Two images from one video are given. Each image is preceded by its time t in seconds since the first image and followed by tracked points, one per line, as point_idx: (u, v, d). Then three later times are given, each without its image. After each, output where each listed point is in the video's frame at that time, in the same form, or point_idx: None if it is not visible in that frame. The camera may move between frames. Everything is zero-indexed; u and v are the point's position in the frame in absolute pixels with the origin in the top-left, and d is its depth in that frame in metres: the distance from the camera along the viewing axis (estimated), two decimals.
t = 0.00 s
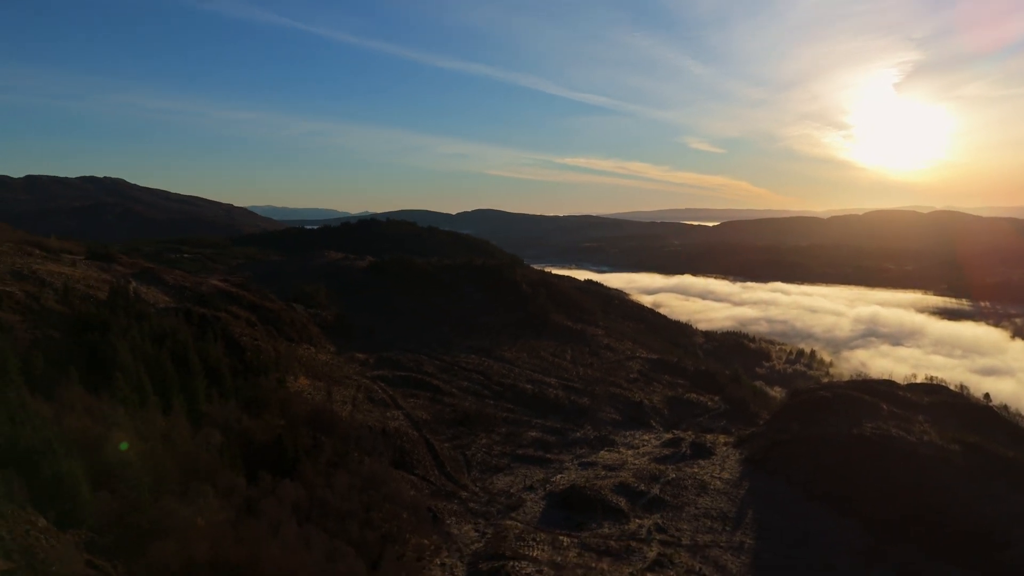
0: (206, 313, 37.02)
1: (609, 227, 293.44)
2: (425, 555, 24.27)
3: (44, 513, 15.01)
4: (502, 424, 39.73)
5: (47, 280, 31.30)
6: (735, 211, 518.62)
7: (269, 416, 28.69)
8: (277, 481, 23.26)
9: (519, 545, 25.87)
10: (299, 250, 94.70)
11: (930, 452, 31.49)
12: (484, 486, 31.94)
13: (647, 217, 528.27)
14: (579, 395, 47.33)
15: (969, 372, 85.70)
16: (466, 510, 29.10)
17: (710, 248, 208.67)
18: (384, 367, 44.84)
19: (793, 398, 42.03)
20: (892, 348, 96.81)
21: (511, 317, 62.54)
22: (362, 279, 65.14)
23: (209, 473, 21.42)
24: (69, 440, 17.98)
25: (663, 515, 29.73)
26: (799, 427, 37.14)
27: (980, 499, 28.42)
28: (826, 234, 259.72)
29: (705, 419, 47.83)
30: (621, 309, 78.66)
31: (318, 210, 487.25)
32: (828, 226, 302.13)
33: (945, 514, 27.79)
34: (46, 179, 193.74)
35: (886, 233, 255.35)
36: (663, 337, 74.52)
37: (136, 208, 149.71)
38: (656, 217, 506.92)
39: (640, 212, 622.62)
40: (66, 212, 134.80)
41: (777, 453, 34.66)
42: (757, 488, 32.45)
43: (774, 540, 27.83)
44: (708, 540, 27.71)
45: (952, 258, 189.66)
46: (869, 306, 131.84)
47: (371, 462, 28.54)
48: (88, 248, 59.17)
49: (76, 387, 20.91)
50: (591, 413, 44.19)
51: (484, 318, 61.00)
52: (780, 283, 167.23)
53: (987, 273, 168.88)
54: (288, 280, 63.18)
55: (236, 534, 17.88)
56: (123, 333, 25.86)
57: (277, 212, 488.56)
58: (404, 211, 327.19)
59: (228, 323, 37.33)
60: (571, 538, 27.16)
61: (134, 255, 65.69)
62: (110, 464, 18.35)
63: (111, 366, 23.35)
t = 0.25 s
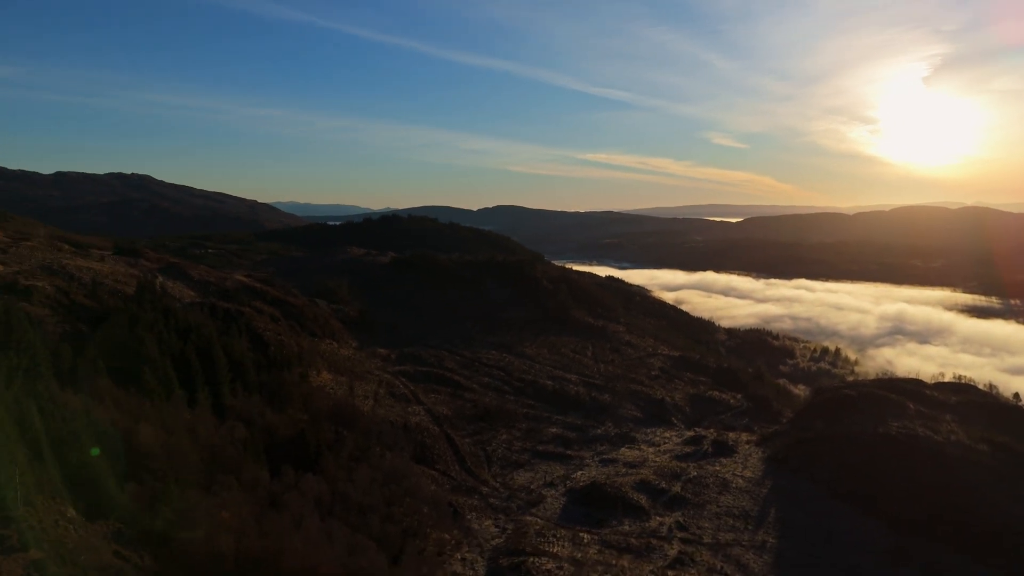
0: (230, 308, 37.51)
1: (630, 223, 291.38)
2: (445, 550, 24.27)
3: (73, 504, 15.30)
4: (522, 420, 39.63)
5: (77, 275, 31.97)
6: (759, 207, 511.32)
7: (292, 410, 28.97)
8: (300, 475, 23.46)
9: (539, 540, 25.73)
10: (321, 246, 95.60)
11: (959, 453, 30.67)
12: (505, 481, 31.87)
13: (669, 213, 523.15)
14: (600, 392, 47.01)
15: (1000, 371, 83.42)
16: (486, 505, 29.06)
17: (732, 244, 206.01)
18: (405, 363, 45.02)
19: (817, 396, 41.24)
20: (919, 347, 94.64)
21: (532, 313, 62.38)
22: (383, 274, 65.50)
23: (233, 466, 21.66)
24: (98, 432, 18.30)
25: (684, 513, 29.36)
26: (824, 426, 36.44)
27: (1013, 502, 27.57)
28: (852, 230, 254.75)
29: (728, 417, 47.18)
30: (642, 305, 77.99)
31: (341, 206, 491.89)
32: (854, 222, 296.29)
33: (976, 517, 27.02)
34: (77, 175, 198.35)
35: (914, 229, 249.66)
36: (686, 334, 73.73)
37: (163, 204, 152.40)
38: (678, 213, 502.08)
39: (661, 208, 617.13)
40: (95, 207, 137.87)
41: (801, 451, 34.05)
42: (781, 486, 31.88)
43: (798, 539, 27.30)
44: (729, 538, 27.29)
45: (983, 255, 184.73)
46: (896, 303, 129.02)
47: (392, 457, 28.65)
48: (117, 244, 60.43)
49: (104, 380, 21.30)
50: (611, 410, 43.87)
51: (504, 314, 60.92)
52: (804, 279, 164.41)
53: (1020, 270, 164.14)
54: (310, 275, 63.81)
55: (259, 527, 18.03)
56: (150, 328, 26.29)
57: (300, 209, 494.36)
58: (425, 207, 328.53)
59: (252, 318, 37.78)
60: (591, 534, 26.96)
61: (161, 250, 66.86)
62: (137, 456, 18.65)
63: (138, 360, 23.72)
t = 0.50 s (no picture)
0: (255, 307, 37.97)
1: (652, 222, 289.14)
2: (466, 549, 24.19)
3: (102, 499, 15.53)
4: (543, 420, 39.44)
5: (106, 274, 32.61)
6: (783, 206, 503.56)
7: (316, 409, 29.19)
8: (322, 473, 23.62)
9: (560, 541, 25.52)
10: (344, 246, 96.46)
11: (990, 457, 29.77)
12: (526, 481, 31.72)
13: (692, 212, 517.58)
14: (622, 392, 46.60)
15: None
16: (507, 505, 28.94)
17: (756, 244, 203.15)
18: (427, 362, 45.13)
19: (843, 398, 40.36)
20: (948, 349, 92.28)
21: (553, 313, 62.13)
22: (405, 274, 65.79)
23: (258, 463, 21.87)
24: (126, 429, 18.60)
25: (707, 515, 28.89)
26: (851, 428, 35.58)
27: None
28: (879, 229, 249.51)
29: (751, 418, 46.41)
30: (665, 306, 77.21)
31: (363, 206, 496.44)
32: (882, 221, 290.14)
33: (1010, 523, 26.15)
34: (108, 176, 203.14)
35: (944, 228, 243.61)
36: (709, 334, 72.77)
37: (190, 205, 155.21)
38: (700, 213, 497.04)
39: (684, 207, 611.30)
40: (124, 207, 140.99)
41: (827, 454, 33.27)
42: (806, 489, 31.19)
43: (823, 543, 26.67)
44: (752, 542, 26.76)
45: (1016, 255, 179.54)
46: (924, 304, 125.95)
47: (414, 456, 28.70)
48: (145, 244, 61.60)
49: (132, 378, 21.64)
50: (633, 411, 43.44)
51: (525, 313, 60.75)
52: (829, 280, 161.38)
53: None
54: (333, 275, 64.34)
55: (283, 524, 18.15)
56: (176, 326, 26.69)
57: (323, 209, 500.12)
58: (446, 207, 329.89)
59: (276, 317, 38.19)
60: (612, 535, 26.68)
61: (187, 250, 68.02)
62: (164, 453, 18.89)
63: (166, 358, 24.09)
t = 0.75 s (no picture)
0: (280, 306, 38.41)
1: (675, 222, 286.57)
2: (488, 549, 24.08)
3: (130, 494, 15.74)
4: (565, 420, 39.20)
5: (135, 273, 33.25)
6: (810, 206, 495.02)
7: (339, 407, 29.38)
8: (345, 471, 23.75)
9: (582, 541, 25.28)
10: (367, 246, 97.26)
11: None
12: (548, 482, 31.54)
13: (716, 213, 511.37)
14: (644, 394, 46.13)
15: None
16: (528, 505, 28.79)
17: (780, 244, 200.06)
18: (449, 361, 45.21)
19: (870, 401, 39.43)
20: (979, 351, 89.82)
21: (575, 313, 61.79)
22: (427, 274, 66.01)
23: (282, 460, 22.06)
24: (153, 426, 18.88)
25: (730, 517, 28.38)
26: (879, 432, 34.70)
27: None
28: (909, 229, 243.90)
29: (776, 421, 45.59)
30: (689, 306, 76.32)
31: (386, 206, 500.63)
32: (911, 221, 283.58)
33: None
34: (138, 177, 207.77)
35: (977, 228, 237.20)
36: (733, 335, 71.74)
37: (216, 205, 158.01)
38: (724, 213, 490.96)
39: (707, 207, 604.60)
40: (153, 207, 144.11)
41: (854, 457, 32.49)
42: (832, 492, 30.47)
43: (850, 548, 26.03)
44: (777, 545, 26.21)
45: None
46: (954, 306, 122.79)
47: (436, 455, 28.71)
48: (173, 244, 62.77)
49: (160, 375, 21.98)
50: (656, 412, 42.95)
51: (547, 313, 60.53)
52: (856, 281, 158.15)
53: None
54: (356, 274, 64.86)
55: (306, 521, 18.23)
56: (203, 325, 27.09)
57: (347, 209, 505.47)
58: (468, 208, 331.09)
59: (301, 316, 38.58)
60: (634, 537, 26.37)
61: (214, 249, 69.18)
62: (190, 449, 19.12)
63: (192, 355, 24.46)
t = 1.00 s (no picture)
0: (305, 305, 38.85)
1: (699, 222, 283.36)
2: (510, 548, 23.97)
3: (158, 490, 15.99)
4: (587, 421, 38.93)
5: (164, 273, 33.91)
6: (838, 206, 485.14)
7: (363, 406, 29.57)
8: (369, 469, 23.86)
9: (605, 543, 25.02)
10: (390, 246, 97.92)
11: None
12: (570, 482, 31.33)
13: (741, 213, 504.76)
14: (667, 395, 45.60)
15: None
16: (551, 506, 28.61)
17: (807, 245, 196.46)
18: (471, 361, 45.24)
19: (899, 404, 38.48)
20: (1014, 355, 87.08)
21: (597, 313, 61.38)
22: (450, 273, 66.22)
23: (306, 458, 22.23)
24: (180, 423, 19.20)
25: (755, 521, 27.86)
26: (911, 436, 33.77)
27: None
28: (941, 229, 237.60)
29: (802, 424, 44.76)
30: (713, 307, 75.30)
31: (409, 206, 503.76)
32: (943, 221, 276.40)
33: None
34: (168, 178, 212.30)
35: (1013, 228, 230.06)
36: (758, 337, 70.61)
37: (243, 205, 160.62)
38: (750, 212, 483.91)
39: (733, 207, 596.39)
40: (182, 207, 147.08)
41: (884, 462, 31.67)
42: (860, 496, 29.73)
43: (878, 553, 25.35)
44: (802, 549, 25.64)
45: None
46: (987, 308, 119.27)
47: (458, 454, 28.72)
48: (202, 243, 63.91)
49: (187, 373, 22.35)
50: (679, 413, 42.43)
51: (569, 313, 60.24)
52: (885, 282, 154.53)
53: None
54: (380, 274, 65.34)
55: (330, 518, 18.33)
56: (230, 323, 27.52)
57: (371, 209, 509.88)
58: (490, 208, 331.32)
59: (326, 315, 38.94)
60: (657, 539, 26.03)
61: (241, 249, 70.29)
62: (216, 446, 19.34)
63: (219, 354, 24.80)
